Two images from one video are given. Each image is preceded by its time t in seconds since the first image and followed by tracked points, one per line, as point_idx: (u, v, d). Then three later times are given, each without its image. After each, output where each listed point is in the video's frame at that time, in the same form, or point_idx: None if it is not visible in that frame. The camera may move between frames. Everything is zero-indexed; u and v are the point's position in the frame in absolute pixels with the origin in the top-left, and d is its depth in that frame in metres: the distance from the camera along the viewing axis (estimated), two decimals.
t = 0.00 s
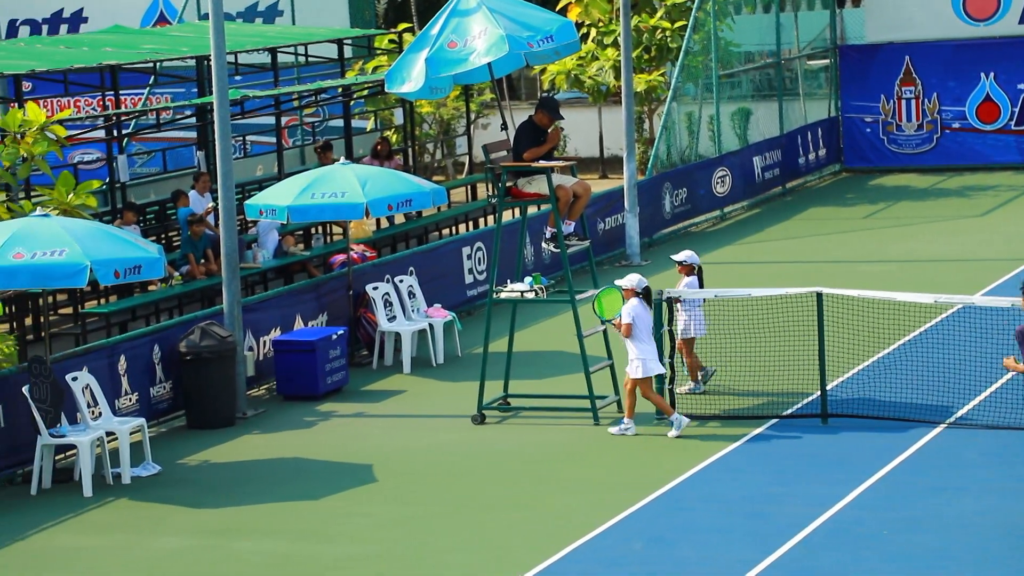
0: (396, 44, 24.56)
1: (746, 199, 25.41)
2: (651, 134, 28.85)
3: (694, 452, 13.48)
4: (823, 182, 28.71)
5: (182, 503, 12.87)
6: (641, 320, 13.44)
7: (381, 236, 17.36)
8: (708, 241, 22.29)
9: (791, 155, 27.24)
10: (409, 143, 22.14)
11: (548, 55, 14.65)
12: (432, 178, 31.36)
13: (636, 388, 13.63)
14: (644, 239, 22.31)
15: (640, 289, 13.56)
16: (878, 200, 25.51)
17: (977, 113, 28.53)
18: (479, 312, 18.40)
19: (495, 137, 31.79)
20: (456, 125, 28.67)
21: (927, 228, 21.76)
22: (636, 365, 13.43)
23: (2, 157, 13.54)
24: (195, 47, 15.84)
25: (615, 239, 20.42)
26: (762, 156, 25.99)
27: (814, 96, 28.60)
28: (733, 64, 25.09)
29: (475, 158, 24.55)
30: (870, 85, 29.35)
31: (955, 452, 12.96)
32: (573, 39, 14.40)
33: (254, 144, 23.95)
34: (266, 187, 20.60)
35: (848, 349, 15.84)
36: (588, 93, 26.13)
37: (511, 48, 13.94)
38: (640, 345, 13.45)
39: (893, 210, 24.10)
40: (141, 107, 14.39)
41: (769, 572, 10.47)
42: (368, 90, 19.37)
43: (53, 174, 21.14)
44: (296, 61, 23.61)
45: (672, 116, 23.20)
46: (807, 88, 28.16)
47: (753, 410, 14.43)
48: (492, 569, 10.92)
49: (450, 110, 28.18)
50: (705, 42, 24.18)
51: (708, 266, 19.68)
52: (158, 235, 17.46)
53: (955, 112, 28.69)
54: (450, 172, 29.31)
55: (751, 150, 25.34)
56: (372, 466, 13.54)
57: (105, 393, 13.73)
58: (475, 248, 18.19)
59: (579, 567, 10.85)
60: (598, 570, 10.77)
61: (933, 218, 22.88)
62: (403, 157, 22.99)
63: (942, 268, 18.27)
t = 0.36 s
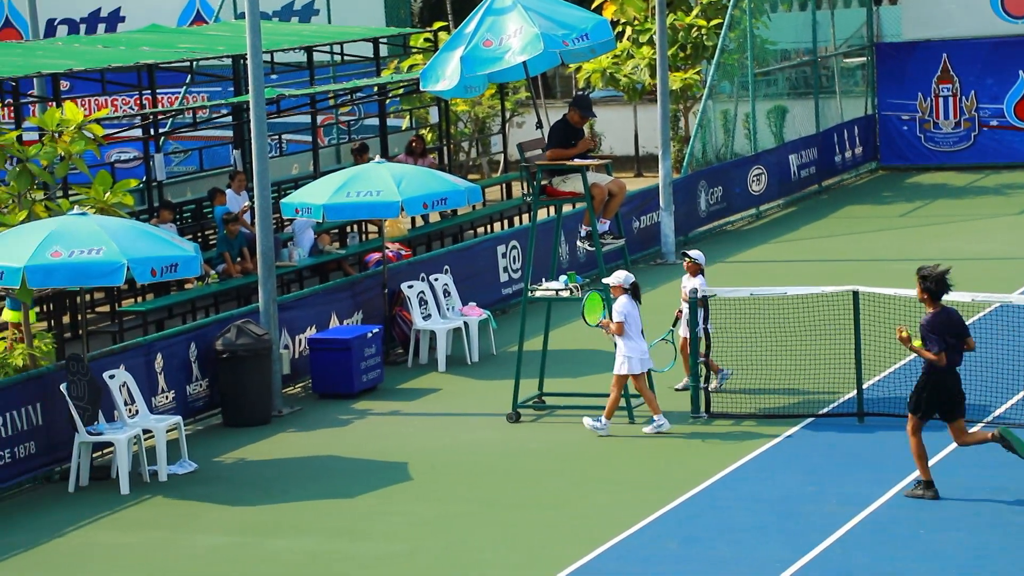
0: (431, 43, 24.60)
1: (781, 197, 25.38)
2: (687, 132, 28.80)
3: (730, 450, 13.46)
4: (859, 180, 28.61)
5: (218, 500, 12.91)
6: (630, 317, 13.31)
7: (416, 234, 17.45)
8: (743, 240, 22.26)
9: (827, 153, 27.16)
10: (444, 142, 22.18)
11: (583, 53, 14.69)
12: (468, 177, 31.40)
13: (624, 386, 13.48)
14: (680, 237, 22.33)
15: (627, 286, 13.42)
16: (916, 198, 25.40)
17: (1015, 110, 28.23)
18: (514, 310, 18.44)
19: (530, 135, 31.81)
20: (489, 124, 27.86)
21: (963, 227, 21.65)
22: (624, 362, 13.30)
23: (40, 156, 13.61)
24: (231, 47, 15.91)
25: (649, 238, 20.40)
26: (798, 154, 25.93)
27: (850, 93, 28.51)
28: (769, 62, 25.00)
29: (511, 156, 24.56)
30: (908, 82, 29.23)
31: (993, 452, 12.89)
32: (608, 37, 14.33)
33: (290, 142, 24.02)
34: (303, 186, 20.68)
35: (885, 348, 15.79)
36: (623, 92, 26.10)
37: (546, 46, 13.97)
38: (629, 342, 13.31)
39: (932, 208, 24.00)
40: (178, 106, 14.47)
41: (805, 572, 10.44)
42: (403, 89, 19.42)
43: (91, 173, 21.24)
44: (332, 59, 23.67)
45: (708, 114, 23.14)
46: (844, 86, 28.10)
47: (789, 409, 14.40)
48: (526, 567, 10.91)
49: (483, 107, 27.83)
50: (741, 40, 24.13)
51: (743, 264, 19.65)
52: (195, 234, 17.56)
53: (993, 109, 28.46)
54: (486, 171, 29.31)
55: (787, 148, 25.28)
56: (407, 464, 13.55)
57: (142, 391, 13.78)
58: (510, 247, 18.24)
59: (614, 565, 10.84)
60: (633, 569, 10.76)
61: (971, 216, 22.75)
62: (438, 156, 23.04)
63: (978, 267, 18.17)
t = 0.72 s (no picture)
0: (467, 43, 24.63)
1: (819, 195, 25.30)
2: (724, 131, 28.75)
3: (768, 450, 13.43)
4: (897, 179, 28.47)
5: (255, 498, 12.95)
6: (620, 316, 13.24)
7: (453, 233, 17.53)
8: (780, 239, 22.21)
9: (865, 152, 27.04)
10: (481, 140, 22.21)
11: (618, 52, 14.70)
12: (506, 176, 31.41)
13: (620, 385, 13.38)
14: (717, 236, 22.32)
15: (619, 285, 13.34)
16: (955, 197, 25.25)
17: None
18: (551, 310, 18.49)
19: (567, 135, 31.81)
20: (525, 122, 28.54)
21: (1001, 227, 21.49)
22: (617, 360, 13.20)
23: (79, 155, 13.69)
24: (267, 46, 15.99)
25: (686, 237, 20.39)
26: (836, 153, 25.84)
27: (888, 92, 28.40)
28: (807, 60, 25.00)
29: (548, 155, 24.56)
30: (947, 81, 29.03)
31: None
32: (644, 36, 14.33)
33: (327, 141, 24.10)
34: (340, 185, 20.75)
35: (923, 348, 15.73)
36: (659, 90, 26.11)
37: (583, 45, 13.96)
38: (620, 341, 13.22)
39: (970, 207, 23.86)
40: (215, 105, 14.52)
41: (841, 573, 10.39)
42: (439, 88, 19.47)
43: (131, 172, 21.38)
44: (369, 58, 23.73)
45: (745, 113, 23.09)
46: (882, 84, 27.99)
47: (826, 408, 14.35)
48: (562, 566, 10.89)
49: (521, 108, 28.44)
50: (778, 39, 24.10)
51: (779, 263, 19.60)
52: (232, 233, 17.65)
53: None
54: (523, 170, 29.31)
55: (825, 146, 25.20)
56: (442, 462, 13.57)
57: (180, 390, 13.84)
58: (546, 246, 18.31)
59: (649, 565, 10.82)
60: (668, 569, 10.74)
61: (1009, 216, 22.58)
62: (475, 155, 23.08)
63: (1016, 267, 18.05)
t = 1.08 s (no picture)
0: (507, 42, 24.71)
1: (860, 194, 25.19)
2: (764, 130, 28.72)
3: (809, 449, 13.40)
4: (938, 177, 28.32)
5: (295, 496, 12.98)
6: (618, 315, 13.55)
7: (491, 232, 17.59)
8: (820, 237, 22.16)
9: (906, 151, 26.89)
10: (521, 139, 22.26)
11: (659, 50, 14.68)
12: (546, 174, 31.44)
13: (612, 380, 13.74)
14: (757, 234, 22.29)
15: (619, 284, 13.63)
16: (997, 196, 25.09)
17: None
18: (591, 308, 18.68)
19: (606, 134, 31.82)
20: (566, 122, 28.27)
21: None
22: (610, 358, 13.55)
23: (121, 154, 13.75)
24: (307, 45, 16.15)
25: (725, 236, 20.37)
26: (877, 151, 25.74)
27: (929, 90, 28.26)
28: (847, 58, 25.02)
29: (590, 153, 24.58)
30: (987, 79, 28.86)
31: None
32: (685, 35, 14.33)
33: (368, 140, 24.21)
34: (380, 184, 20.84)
35: (964, 348, 15.64)
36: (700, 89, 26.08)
37: (622, 44, 13.93)
38: (616, 339, 13.55)
39: (1011, 207, 23.70)
40: (256, 104, 14.56)
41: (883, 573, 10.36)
42: (478, 88, 19.54)
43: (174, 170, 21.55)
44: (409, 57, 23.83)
45: (786, 111, 23.10)
46: (923, 83, 27.86)
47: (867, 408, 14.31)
48: (601, 565, 10.88)
49: (561, 107, 28.46)
50: (818, 37, 24.11)
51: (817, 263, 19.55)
52: (273, 232, 17.75)
53: None
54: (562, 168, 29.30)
55: (866, 145, 25.12)
56: (481, 461, 13.58)
57: (221, 388, 13.90)
58: (585, 245, 18.47)
59: (689, 563, 10.80)
60: (708, 567, 10.72)
61: None
62: (515, 153, 23.13)
63: None
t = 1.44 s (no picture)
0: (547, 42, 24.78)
1: (901, 193, 25.04)
2: (803, 128, 28.68)
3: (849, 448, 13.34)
4: (980, 175, 28.06)
5: (332, 494, 12.99)
6: (613, 316, 13.58)
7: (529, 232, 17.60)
8: (859, 237, 22.09)
9: (948, 150, 26.70)
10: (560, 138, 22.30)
11: (699, 50, 14.69)
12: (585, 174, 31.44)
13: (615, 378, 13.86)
14: (796, 233, 22.22)
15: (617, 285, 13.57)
16: None
17: None
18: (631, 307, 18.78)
19: (645, 133, 31.79)
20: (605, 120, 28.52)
21: None
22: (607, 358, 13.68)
23: (161, 154, 13.84)
24: (347, 45, 16.28)
25: (764, 235, 20.35)
26: (919, 149, 25.60)
27: (970, 89, 27.95)
28: (888, 57, 25.06)
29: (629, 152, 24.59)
30: None
31: None
32: (723, 33, 14.37)
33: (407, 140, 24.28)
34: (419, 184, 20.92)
35: (1005, 348, 15.56)
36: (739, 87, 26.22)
37: (661, 42, 13.92)
38: (613, 341, 13.62)
39: None
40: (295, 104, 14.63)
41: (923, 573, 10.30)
42: (516, 87, 19.60)
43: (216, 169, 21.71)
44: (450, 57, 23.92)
45: (826, 110, 23.12)
46: (965, 81, 27.69)
47: (908, 407, 14.26)
48: (640, 564, 10.86)
49: (600, 106, 28.50)
50: (858, 35, 24.11)
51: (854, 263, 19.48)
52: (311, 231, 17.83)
53: None
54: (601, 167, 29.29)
55: (906, 143, 25.00)
56: (519, 460, 13.57)
57: (260, 387, 13.95)
58: (624, 243, 18.56)
59: (729, 562, 10.76)
60: (747, 566, 10.68)
61: None
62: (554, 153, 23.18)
63: None
